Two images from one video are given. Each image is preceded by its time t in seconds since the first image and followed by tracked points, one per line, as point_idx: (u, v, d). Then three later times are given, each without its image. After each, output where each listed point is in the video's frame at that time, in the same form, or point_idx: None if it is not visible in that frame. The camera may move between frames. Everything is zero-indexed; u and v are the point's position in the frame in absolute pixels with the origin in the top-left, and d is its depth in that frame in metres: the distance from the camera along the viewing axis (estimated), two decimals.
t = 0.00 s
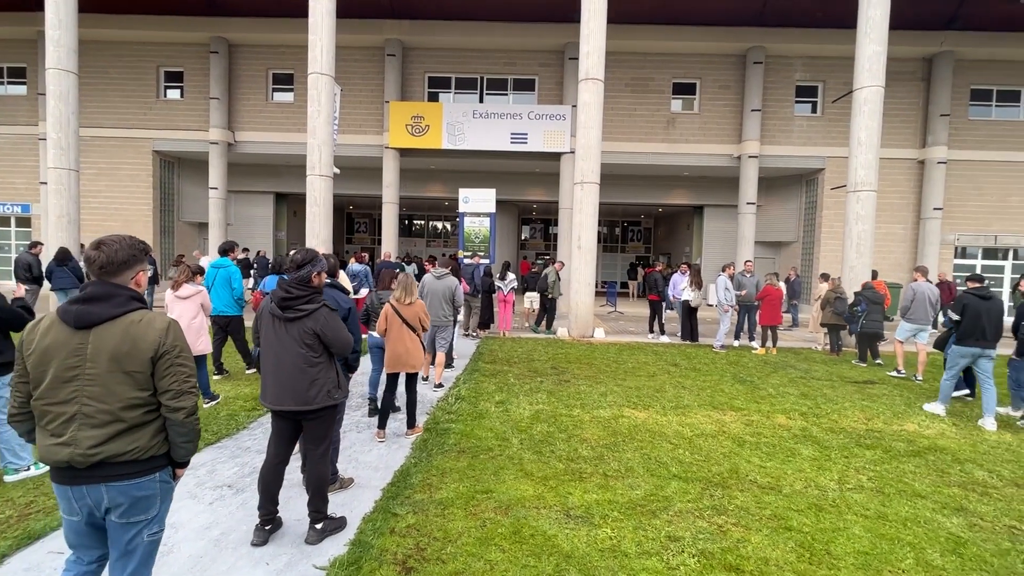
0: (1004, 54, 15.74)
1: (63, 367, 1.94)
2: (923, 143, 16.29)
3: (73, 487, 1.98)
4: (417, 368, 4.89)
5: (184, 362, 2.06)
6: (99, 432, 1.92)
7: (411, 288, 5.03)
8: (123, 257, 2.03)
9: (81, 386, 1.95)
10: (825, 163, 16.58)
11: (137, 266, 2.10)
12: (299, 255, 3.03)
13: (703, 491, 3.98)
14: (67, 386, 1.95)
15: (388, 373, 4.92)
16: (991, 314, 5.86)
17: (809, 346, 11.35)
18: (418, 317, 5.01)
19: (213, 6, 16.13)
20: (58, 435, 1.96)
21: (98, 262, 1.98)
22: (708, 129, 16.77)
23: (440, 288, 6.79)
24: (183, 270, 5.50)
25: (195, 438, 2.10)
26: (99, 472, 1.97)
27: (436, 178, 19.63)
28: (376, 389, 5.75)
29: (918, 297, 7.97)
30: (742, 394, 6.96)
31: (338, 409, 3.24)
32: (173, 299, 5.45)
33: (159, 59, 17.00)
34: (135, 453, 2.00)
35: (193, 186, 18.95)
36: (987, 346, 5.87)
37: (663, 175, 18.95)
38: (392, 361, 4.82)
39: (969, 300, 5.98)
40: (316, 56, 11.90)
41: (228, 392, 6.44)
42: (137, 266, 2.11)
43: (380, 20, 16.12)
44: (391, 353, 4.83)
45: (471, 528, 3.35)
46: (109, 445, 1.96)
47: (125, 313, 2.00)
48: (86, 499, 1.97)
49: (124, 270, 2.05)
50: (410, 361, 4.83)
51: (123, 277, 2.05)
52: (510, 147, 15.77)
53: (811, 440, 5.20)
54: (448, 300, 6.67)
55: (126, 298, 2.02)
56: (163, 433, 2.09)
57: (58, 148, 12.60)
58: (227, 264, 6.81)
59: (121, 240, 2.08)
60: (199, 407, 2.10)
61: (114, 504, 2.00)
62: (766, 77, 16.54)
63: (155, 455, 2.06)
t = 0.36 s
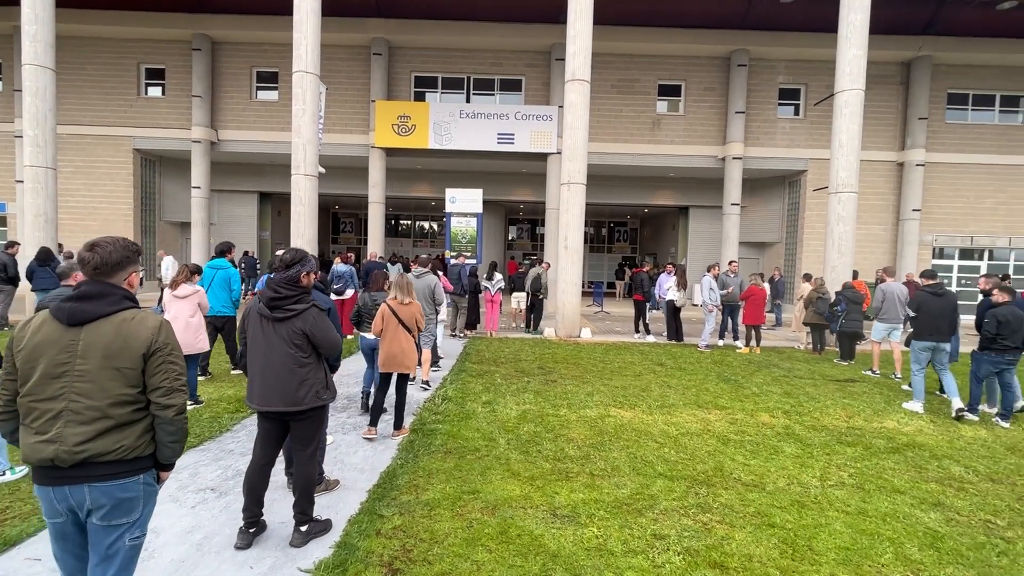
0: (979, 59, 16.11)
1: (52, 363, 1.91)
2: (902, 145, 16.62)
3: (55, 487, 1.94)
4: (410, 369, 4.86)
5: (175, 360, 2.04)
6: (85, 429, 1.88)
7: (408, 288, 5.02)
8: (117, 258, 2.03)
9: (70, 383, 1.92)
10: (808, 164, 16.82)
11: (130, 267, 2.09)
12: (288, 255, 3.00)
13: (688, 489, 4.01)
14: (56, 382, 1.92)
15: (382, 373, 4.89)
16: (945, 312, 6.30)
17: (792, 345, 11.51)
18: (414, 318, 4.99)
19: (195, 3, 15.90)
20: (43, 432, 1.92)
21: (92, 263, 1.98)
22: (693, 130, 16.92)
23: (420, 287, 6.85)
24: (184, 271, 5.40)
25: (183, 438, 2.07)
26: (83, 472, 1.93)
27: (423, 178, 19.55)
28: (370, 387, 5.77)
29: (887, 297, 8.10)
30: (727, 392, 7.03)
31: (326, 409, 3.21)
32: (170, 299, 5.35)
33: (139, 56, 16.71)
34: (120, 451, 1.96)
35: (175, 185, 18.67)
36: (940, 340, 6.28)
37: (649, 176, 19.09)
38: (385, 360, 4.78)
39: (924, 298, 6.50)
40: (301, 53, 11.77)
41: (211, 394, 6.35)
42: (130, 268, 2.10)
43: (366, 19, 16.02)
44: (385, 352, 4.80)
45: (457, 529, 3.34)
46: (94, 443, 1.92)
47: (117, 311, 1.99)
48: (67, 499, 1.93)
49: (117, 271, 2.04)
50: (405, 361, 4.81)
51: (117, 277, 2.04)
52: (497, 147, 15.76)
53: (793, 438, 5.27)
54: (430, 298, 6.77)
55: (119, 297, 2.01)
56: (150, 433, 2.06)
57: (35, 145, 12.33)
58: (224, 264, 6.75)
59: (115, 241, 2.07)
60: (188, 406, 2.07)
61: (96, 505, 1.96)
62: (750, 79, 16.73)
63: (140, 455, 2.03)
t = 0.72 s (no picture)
0: (957, 64, 16.46)
1: (30, 363, 1.91)
2: (882, 148, 16.93)
3: (37, 483, 1.94)
4: (399, 370, 4.84)
5: (152, 358, 2.02)
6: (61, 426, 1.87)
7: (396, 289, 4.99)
8: (94, 257, 2.00)
9: (48, 382, 1.91)
10: (791, 167, 17.05)
11: (108, 266, 2.06)
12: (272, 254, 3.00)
13: (674, 488, 4.05)
14: (34, 381, 1.92)
15: (369, 375, 4.86)
16: (912, 309, 6.60)
17: (777, 344, 11.66)
18: (404, 318, 4.96)
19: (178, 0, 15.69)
20: (24, 430, 1.93)
21: (67, 262, 1.95)
22: (679, 132, 17.08)
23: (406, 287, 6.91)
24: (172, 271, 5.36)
25: (163, 435, 2.05)
26: (62, 468, 1.92)
27: (410, 178, 19.47)
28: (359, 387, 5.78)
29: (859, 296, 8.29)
30: (712, 392, 7.10)
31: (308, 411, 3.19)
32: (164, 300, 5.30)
33: (120, 53, 16.44)
34: (98, 449, 1.94)
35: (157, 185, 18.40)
36: (909, 337, 6.62)
37: (635, 177, 19.21)
38: (375, 362, 4.76)
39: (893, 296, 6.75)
40: (286, 52, 11.66)
41: (194, 397, 6.26)
42: (109, 266, 2.07)
43: (352, 18, 15.93)
44: (374, 354, 4.78)
45: (444, 530, 3.34)
46: (72, 441, 1.91)
47: (93, 310, 1.98)
48: (47, 496, 1.93)
49: (96, 269, 2.02)
50: (393, 362, 4.79)
51: (95, 276, 2.02)
52: (484, 148, 15.75)
53: (777, 437, 5.34)
54: (414, 299, 6.86)
55: (97, 296, 2.00)
56: (130, 431, 2.03)
57: (12, 143, 12.07)
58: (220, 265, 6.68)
59: (92, 240, 2.04)
60: (167, 403, 2.05)
61: (76, 502, 1.95)
62: (735, 82, 16.93)
63: (120, 453, 2.00)
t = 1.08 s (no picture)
0: (936, 68, 16.78)
1: (4, 361, 1.90)
2: (864, 151, 17.21)
3: (17, 477, 1.95)
4: (386, 372, 4.80)
5: (126, 356, 2.02)
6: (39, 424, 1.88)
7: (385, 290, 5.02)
8: (68, 257, 1.99)
9: (24, 380, 1.92)
10: (776, 169, 17.26)
11: (82, 265, 2.05)
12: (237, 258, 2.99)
13: (661, 487, 4.08)
14: (10, 379, 1.92)
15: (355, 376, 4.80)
16: (888, 308, 6.78)
17: (762, 344, 11.80)
18: (392, 319, 4.97)
19: None
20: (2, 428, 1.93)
21: (41, 263, 1.94)
22: (665, 134, 17.21)
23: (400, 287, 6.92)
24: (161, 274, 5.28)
25: (142, 431, 2.07)
26: (42, 464, 1.94)
27: (398, 178, 19.38)
28: (344, 387, 5.77)
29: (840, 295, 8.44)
30: (698, 391, 7.16)
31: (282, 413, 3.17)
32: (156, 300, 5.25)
33: (101, 50, 16.16)
34: (76, 445, 1.96)
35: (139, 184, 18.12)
36: (884, 335, 6.76)
37: (622, 178, 19.32)
38: (360, 364, 4.73)
39: (872, 295, 6.94)
40: (271, 51, 11.56)
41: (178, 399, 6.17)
42: (83, 266, 2.06)
43: (339, 18, 15.82)
44: (361, 355, 4.75)
45: (432, 531, 3.33)
46: (50, 437, 1.93)
47: (67, 309, 1.97)
48: (29, 490, 1.95)
49: (69, 269, 2.01)
50: (380, 362, 4.74)
51: (70, 275, 2.01)
52: (472, 148, 15.74)
53: (762, 435, 5.41)
54: (407, 298, 6.86)
55: (70, 295, 1.99)
56: (108, 426, 2.05)
57: None
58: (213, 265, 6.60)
59: (65, 240, 2.03)
60: (143, 399, 2.05)
61: (57, 498, 1.97)
62: (720, 85, 17.10)
63: (99, 448, 2.02)
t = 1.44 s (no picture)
0: (917, 72, 17.09)
1: None
2: (848, 153, 17.45)
3: None
4: (373, 373, 4.77)
5: (97, 354, 2.05)
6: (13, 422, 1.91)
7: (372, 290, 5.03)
8: (38, 257, 2.04)
9: None
10: (762, 170, 17.45)
11: (54, 265, 2.10)
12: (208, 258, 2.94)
13: (648, 486, 4.11)
14: None
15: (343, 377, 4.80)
16: (869, 306, 6.87)
17: (748, 344, 11.93)
18: (380, 320, 4.93)
19: None
20: None
21: (13, 262, 2.00)
22: (652, 135, 17.32)
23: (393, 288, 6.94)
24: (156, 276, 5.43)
25: (117, 427, 2.09)
26: (20, 463, 1.96)
27: (385, 178, 19.27)
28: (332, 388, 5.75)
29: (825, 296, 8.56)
30: (685, 391, 7.21)
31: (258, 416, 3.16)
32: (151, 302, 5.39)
33: (82, 47, 15.88)
34: (52, 444, 1.98)
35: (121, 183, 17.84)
36: (864, 332, 6.86)
37: (610, 179, 19.41)
38: (349, 365, 4.70)
39: (853, 293, 7.01)
40: (256, 50, 11.44)
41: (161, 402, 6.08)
42: (55, 265, 2.11)
43: (326, 16, 15.71)
44: (348, 356, 4.72)
45: (419, 533, 3.31)
46: (25, 436, 1.95)
47: (38, 309, 2.02)
48: (8, 489, 1.96)
49: (40, 268, 2.06)
50: (366, 364, 4.71)
51: (39, 275, 2.06)
52: (460, 149, 15.72)
53: (748, 434, 5.47)
54: (401, 298, 6.87)
55: (40, 294, 2.04)
56: (84, 424, 2.07)
57: None
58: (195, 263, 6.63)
59: (37, 240, 2.07)
60: (116, 396, 2.08)
61: (37, 495, 1.99)
62: (707, 87, 17.25)
63: (77, 446, 2.05)
